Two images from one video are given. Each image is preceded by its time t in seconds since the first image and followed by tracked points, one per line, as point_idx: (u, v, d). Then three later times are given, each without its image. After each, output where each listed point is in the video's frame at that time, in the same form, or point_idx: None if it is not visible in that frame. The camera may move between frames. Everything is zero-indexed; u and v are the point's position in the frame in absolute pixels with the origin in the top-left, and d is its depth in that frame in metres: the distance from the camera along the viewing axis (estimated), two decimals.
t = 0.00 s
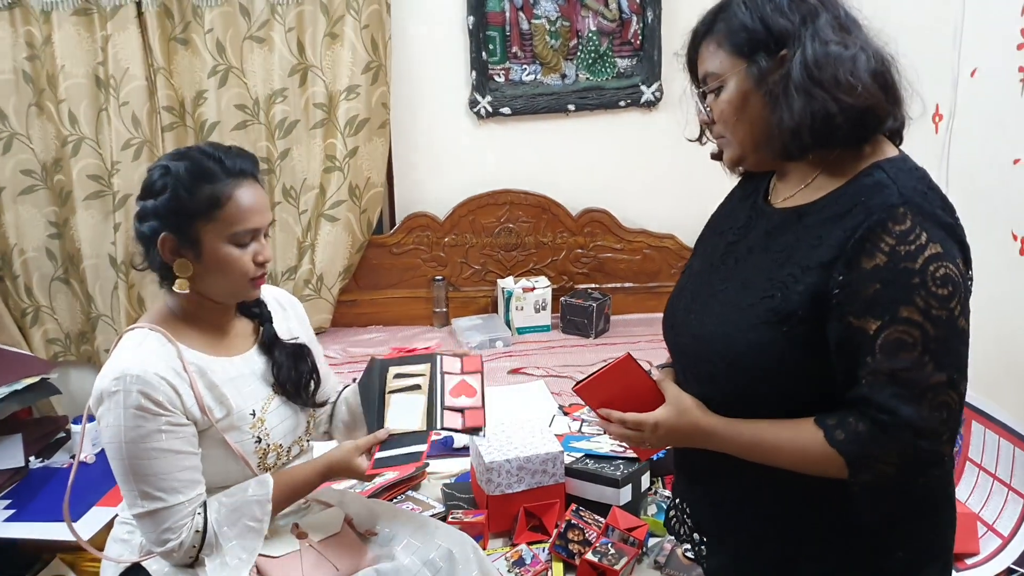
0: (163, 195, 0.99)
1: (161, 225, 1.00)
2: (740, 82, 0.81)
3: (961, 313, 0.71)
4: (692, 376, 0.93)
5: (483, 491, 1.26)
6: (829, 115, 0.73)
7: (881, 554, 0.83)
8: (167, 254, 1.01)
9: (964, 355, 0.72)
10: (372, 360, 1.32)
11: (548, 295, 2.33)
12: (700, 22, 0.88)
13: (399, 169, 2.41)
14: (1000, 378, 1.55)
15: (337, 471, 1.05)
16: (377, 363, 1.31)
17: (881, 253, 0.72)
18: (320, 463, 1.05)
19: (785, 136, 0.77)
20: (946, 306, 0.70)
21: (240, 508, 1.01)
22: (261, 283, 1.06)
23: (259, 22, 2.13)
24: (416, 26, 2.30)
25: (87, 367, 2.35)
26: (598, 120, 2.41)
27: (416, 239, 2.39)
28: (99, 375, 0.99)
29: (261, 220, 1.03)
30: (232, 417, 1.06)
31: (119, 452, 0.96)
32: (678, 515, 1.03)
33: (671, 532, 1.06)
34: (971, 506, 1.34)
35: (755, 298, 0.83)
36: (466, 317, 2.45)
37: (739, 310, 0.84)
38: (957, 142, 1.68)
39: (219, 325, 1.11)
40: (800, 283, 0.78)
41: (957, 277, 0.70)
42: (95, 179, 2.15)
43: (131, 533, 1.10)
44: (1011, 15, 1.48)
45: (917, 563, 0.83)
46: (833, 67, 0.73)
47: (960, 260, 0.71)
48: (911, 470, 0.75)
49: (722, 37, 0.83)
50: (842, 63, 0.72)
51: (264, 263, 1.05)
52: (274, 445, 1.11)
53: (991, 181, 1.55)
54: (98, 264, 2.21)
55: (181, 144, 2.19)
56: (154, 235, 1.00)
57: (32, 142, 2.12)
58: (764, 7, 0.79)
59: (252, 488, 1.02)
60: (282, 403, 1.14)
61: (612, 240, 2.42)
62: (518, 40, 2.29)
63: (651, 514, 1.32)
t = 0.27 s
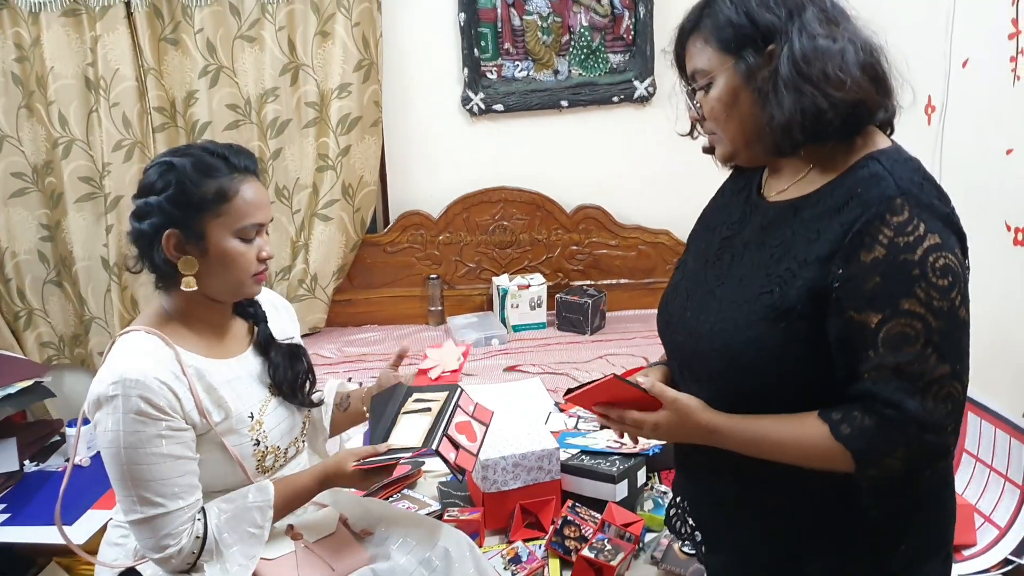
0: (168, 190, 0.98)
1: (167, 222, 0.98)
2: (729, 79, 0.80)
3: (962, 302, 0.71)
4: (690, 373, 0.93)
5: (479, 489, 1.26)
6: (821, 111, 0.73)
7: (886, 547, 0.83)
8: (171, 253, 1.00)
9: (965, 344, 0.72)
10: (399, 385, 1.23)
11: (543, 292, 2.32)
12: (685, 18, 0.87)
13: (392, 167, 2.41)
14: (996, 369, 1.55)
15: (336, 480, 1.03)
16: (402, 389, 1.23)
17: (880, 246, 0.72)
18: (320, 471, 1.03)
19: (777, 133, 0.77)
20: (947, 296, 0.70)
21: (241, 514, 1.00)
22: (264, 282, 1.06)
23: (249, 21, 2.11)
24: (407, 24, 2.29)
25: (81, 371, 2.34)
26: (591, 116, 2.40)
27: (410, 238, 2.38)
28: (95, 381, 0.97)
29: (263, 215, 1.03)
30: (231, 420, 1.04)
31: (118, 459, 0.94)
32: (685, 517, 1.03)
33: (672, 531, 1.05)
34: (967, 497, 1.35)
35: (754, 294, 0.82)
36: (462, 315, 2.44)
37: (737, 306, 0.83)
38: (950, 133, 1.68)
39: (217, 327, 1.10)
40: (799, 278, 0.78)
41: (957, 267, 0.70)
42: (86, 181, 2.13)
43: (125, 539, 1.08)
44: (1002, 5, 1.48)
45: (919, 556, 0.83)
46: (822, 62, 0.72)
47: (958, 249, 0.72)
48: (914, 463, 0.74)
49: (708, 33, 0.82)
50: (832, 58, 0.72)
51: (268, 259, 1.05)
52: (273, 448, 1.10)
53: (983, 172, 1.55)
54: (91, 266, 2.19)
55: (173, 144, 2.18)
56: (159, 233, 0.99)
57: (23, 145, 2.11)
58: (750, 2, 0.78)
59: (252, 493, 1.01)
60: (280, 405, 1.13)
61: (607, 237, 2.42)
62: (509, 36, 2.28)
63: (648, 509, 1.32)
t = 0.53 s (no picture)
0: (171, 189, 0.98)
1: (171, 223, 0.98)
2: (723, 77, 0.80)
3: (960, 294, 0.71)
4: (691, 369, 0.93)
5: (479, 486, 1.26)
6: (816, 108, 0.73)
7: (888, 540, 0.83)
8: (176, 253, 0.99)
9: (964, 335, 0.72)
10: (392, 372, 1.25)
11: (542, 288, 2.33)
12: (680, 15, 0.86)
13: (390, 164, 2.40)
14: (995, 362, 1.55)
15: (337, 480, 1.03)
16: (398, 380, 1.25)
17: (877, 238, 0.72)
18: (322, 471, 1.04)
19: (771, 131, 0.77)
20: (945, 288, 0.70)
21: (242, 517, 1.00)
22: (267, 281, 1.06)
23: (245, 19, 2.11)
24: (405, 20, 2.29)
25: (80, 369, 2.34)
26: (589, 112, 2.40)
27: (409, 235, 2.38)
28: (95, 380, 0.98)
29: (266, 213, 1.04)
30: (232, 420, 1.05)
31: (118, 458, 0.94)
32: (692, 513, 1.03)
33: (677, 527, 1.06)
34: (968, 491, 1.35)
35: (753, 287, 0.82)
36: (460, 312, 2.45)
37: (736, 300, 0.84)
38: (947, 127, 1.68)
39: (220, 327, 1.10)
40: (797, 272, 0.78)
41: (955, 259, 0.70)
42: (83, 180, 2.13)
43: (125, 539, 1.08)
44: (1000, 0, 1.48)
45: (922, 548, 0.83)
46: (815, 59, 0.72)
47: (956, 241, 0.72)
48: (915, 456, 0.74)
49: (702, 31, 0.82)
50: (827, 54, 0.72)
51: (271, 257, 1.05)
52: (274, 448, 1.10)
53: (981, 166, 1.56)
54: (89, 265, 2.19)
55: (170, 143, 2.18)
56: (163, 234, 0.99)
57: (19, 143, 2.10)
58: None
59: (253, 498, 1.01)
60: (283, 404, 1.13)
61: (605, 232, 2.42)
62: (506, 33, 2.28)
63: (649, 505, 1.32)
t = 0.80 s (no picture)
0: (177, 192, 0.99)
1: (176, 225, 0.99)
2: (717, 80, 0.81)
3: (955, 293, 0.71)
4: (689, 368, 0.94)
5: (480, 486, 1.27)
6: (812, 115, 0.74)
7: (885, 538, 0.83)
8: (181, 255, 1.00)
9: (958, 335, 0.72)
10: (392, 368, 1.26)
11: (541, 288, 2.34)
12: (673, 17, 0.87)
13: (388, 165, 2.41)
14: (994, 358, 1.56)
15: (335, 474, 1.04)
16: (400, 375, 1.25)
17: (872, 238, 0.72)
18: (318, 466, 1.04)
19: (766, 137, 0.78)
20: (939, 288, 0.70)
21: (245, 517, 1.01)
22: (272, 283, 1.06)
23: (244, 21, 2.11)
24: (402, 21, 2.29)
25: (81, 372, 2.34)
26: (587, 111, 2.41)
27: (408, 235, 2.39)
28: (103, 382, 0.98)
29: (272, 216, 1.04)
30: (236, 423, 1.05)
31: (125, 460, 0.95)
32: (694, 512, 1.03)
33: (678, 523, 1.08)
34: (969, 487, 1.36)
35: (750, 286, 0.83)
36: (460, 311, 2.45)
37: (732, 299, 0.84)
38: (945, 124, 1.68)
39: (225, 330, 1.11)
40: (794, 272, 0.78)
41: (948, 259, 0.70)
42: (82, 183, 2.13)
43: (131, 541, 1.09)
44: None
45: (920, 547, 0.83)
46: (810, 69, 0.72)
47: (950, 240, 0.72)
48: (910, 455, 0.75)
49: (696, 34, 0.82)
50: (824, 63, 0.72)
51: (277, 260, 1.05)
52: (277, 450, 1.10)
53: (978, 163, 1.57)
54: (89, 267, 2.19)
55: (169, 145, 2.18)
56: (168, 236, 1.00)
57: (19, 147, 2.11)
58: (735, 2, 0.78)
59: (257, 497, 1.02)
60: (286, 406, 1.14)
61: (604, 231, 2.43)
62: (504, 33, 2.28)
63: (650, 503, 1.33)
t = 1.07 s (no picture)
0: (180, 192, 1.00)
1: (178, 224, 0.99)
2: (707, 86, 0.81)
3: (949, 294, 0.71)
4: (686, 370, 0.94)
5: (479, 487, 1.27)
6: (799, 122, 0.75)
7: (882, 539, 0.84)
8: (183, 254, 1.00)
9: (952, 336, 0.72)
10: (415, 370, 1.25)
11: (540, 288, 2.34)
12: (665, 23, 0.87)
13: (387, 166, 2.41)
14: (993, 357, 1.56)
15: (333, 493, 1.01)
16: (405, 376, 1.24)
17: (865, 239, 0.72)
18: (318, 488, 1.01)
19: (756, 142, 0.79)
20: (933, 288, 0.70)
21: (234, 528, 1.00)
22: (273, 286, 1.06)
23: (241, 23, 2.11)
24: (400, 22, 2.29)
25: (80, 374, 2.34)
26: (585, 111, 2.41)
27: (406, 236, 2.39)
28: (105, 381, 0.99)
29: (276, 218, 1.04)
30: (237, 425, 1.05)
31: (120, 460, 0.95)
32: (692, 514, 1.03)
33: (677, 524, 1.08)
34: (967, 486, 1.36)
35: (745, 286, 0.83)
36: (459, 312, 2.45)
37: (727, 300, 0.84)
38: (943, 123, 1.68)
39: (226, 333, 1.11)
40: (788, 271, 0.78)
41: (943, 259, 0.71)
42: (81, 185, 2.13)
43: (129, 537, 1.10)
44: None
45: (916, 547, 0.83)
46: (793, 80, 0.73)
47: (944, 241, 0.72)
48: (907, 455, 0.75)
49: (686, 40, 0.82)
50: (810, 74, 0.72)
51: (279, 263, 1.05)
52: (278, 452, 1.10)
53: (976, 162, 1.57)
54: (88, 269, 2.19)
55: (167, 147, 2.18)
56: (170, 234, 1.00)
57: (17, 150, 2.10)
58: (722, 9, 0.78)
59: (248, 509, 1.01)
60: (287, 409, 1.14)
61: (602, 231, 2.43)
62: (502, 34, 2.29)
63: (649, 504, 1.33)
